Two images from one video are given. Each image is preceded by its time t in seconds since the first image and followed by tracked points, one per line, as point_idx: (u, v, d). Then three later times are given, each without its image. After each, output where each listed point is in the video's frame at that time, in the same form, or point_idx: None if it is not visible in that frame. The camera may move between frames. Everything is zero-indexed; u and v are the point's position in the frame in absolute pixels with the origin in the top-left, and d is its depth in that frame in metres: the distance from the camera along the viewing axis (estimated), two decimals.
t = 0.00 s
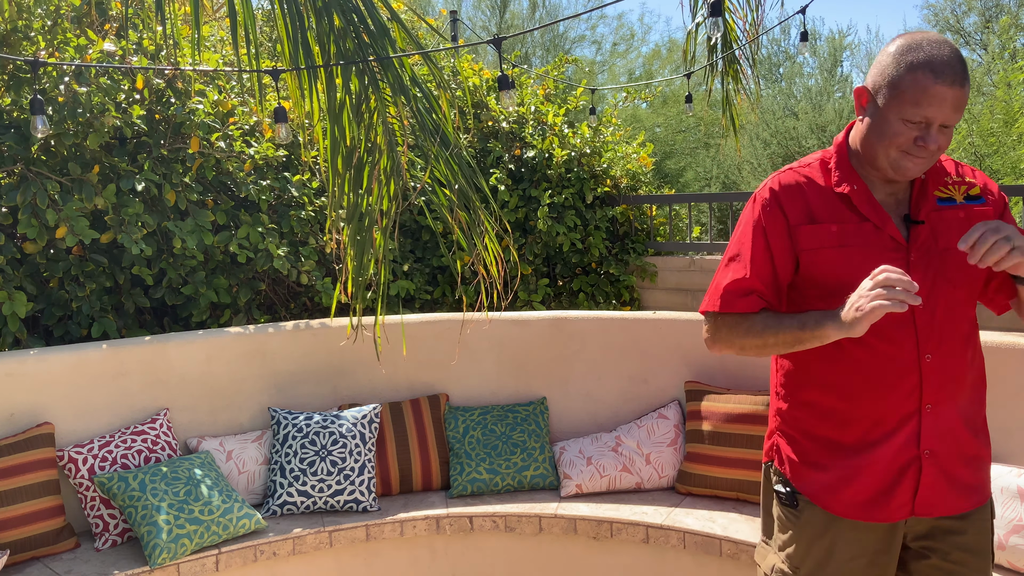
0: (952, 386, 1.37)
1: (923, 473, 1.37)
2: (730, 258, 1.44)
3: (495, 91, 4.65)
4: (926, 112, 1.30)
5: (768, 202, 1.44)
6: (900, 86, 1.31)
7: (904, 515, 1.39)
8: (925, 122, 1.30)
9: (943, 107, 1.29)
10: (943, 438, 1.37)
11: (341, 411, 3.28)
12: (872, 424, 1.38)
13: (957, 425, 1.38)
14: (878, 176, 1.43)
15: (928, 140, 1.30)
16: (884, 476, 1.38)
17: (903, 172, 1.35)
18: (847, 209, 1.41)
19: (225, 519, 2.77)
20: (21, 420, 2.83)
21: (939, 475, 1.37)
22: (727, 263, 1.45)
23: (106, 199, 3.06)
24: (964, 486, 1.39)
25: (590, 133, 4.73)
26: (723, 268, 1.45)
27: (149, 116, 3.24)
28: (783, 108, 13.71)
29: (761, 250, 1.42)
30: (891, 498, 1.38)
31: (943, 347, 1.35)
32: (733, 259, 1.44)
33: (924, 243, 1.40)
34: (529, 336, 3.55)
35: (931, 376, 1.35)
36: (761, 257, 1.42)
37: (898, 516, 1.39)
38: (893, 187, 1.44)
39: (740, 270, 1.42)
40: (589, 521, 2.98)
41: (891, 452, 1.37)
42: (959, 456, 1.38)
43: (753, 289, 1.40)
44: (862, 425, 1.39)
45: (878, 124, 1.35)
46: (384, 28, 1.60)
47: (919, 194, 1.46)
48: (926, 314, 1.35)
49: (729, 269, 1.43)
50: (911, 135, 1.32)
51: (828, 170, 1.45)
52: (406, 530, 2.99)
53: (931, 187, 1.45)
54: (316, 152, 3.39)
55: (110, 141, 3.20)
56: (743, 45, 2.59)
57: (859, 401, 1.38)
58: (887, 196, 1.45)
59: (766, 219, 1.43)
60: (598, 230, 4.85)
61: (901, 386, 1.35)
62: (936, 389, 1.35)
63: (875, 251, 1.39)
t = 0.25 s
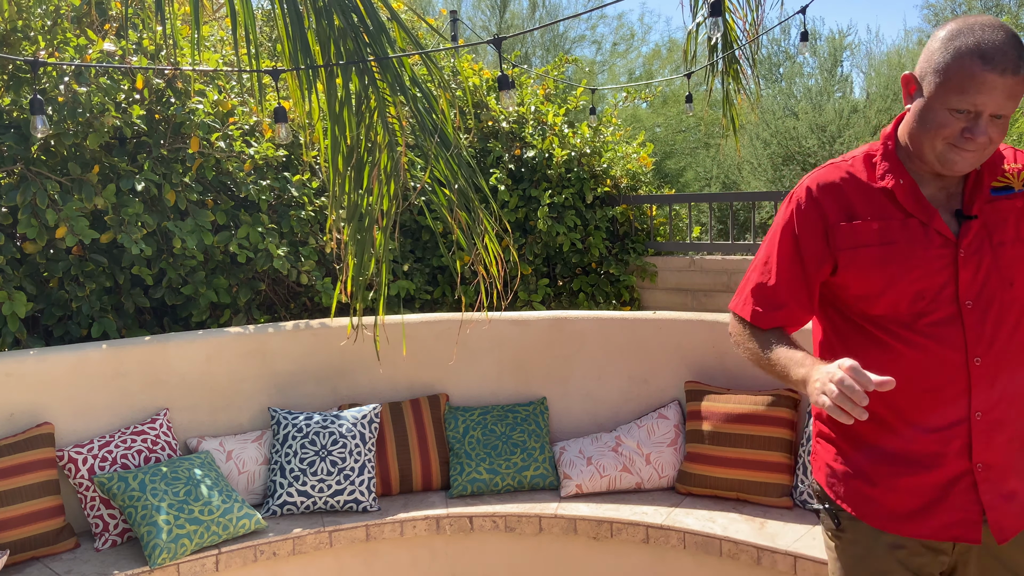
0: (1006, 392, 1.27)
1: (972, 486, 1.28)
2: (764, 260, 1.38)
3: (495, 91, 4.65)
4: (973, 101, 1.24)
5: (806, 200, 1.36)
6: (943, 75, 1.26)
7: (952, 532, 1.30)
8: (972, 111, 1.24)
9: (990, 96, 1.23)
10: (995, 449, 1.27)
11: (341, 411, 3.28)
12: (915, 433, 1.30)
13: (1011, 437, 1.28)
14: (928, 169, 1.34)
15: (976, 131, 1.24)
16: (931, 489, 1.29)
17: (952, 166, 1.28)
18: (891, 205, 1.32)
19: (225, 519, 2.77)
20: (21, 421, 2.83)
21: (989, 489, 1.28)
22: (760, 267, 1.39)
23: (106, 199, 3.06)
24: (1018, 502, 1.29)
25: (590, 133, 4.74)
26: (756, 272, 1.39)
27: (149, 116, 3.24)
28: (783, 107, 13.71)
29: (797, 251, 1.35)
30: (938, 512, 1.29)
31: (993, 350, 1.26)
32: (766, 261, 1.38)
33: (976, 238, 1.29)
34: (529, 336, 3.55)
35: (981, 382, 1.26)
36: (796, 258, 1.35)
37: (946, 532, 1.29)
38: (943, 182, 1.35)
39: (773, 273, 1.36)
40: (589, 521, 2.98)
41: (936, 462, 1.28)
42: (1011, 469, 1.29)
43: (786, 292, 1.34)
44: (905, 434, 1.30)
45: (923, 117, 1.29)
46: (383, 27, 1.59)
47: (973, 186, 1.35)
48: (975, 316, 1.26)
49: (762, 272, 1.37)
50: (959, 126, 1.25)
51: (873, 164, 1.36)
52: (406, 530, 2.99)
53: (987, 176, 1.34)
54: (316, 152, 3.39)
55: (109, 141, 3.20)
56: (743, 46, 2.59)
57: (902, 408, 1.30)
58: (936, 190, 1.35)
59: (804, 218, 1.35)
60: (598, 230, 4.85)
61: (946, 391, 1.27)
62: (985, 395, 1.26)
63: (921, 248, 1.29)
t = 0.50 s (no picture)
0: None
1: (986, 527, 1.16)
2: (781, 275, 1.31)
3: (495, 91, 4.65)
4: (996, 91, 1.10)
5: (822, 210, 1.27)
6: (959, 66, 1.13)
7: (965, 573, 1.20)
8: (997, 104, 1.10)
9: (1016, 83, 1.09)
10: (1013, 490, 1.15)
11: (341, 411, 3.28)
12: (927, 464, 1.19)
13: None
14: (961, 172, 1.20)
15: (1003, 126, 1.09)
16: (939, 527, 1.19)
17: (983, 168, 1.12)
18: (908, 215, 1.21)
19: (225, 519, 2.77)
20: (21, 421, 2.83)
21: (1007, 531, 1.16)
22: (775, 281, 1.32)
23: (105, 199, 3.06)
24: None
25: (590, 132, 4.73)
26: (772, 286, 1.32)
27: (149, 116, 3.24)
28: (783, 107, 13.71)
29: (811, 265, 1.27)
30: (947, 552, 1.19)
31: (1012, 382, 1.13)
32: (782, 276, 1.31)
33: (1001, 254, 1.15)
34: (529, 336, 3.55)
35: (998, 416, 1.14)
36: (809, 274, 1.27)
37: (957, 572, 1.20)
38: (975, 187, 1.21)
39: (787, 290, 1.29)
40: (589, 521, 2.98)
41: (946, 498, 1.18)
42: None
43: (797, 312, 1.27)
44: (915, 465, 1.20)
45: (943, 116, 1.15)
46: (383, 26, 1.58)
47: (1009, 193, 1.20)
48: (993, 342, 1.13)
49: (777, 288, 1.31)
50: (984, 121, 1.11)
51: (898, 168, 1.24)
52: (406, 530, 2.99)
53: None
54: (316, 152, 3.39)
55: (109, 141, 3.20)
56: (743, 46, 2.58)
57: (912, 439, 1.20)
58: (965, 199, 1.22)
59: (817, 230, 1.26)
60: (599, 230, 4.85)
61: (959, 423, 1.16)
62: (1003, 431, 1.14)
63: (935, 263, 1.17)
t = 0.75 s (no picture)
0: None
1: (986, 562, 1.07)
2: (770, 284, 1.24)
3: (495, 91, 4.65)
4: (1005, 75, 1.03)
5: (812, 213, 1.20)
6: (963, 51, 1.06)
7: None
8: (1006, 90, 1.03)
9: None
10: (1016, 524, 1.05)
11: (341, 411, 3.27)
12: (922, 492, 1.10)
13: None
14: (967, 168, 1.12)
15: (1015, 113, 1.02)
16: (935, 563, 1.10)
17: (993, 162, 1.05)
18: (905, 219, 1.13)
19: (225, 519, 2.77)
20: (21, 421, 2.83)
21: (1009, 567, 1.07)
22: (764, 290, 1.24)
23: (105, 199, 3.06)
24: None
25: (590, 132, 4.73)
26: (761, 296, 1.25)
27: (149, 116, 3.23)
28: (783, 107, 13.70)
29: (800, 273, 1.20)
30: None
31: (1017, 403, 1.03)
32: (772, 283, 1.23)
33: (1006, 261, 1.06)
34: (529, 336, 3.55)
35: (1000, 440, 1.04)
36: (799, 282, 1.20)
37: None
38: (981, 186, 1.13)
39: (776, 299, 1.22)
40: (589, 521, 2.98)
41: (943, 529, 1.09)
42: None
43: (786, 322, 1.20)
44: (910, 492, 1.11)
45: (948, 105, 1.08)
46: (383, 27, 1.58)
47: (1018, 193, 1.11)
48: (997, 358, 1.04)
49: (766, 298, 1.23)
50: (993, 108, 1.04)
51: (895, 165, 1.16)
52: (406, 530, 2.99)
53: None
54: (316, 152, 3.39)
55: (109, 141, 3.20)
56: (744, 45, 2.58)
57: (905, 462, 1.11)
58: (970, 198, 1.13)
59: (808, 234, 1.19)
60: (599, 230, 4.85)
61: (958, 447, 1.07)
62: (1006, 457, 1.04)
63: (932, 271, 1.08)
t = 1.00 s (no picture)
0: None
1: None
2: (753, 292, 1.09)
3: (495, 91, 4.65)
4: None
5: (804, 211, 1.06)
6: (980, 19, 0.92)
7: None
8: None
9: None
10: None
11: (341, 411, 3.27)
12: (940, 534, 0.97)
13: None
14: (984, 155, 0.98)
15: None
16: None
17: (1017, 148, 0.91)
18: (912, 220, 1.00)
19: (225, 520, 2.76)
20: (20, 421, 2.82)
21: None
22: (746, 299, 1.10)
23: (105, 199, 3.06)
24: None
25: (590, 132, 4.73)
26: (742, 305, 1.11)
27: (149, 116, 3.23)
28: (783, 107, 13.70)
29: (788, 280, 1.06)
30: None
31: None
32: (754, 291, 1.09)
33: None
34: (529, 336, 3.55)
35: None
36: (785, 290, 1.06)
37: None
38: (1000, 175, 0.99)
39: (759, 309, 1.08)
40: (589, 522, 2.97)
41: None
42: None
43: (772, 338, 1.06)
44: (927, 534, 0.98)
45: (962, 83, 0.94)
46: (384, 26, 1.57)
47: None
48: None
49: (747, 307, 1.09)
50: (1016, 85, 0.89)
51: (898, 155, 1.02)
52: (406, 530, 2.99)
53: None
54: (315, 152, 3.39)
55: (109, 141, 3.20)
56: (744, 45, 2.58)
57: (920, 497, 0.98)
58: (987, 190, 1.00)
59: (798, 236, 1.05)
60: (599, 230, 4.85)
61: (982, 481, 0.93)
62: None
63: (950, 279, 0.95)
